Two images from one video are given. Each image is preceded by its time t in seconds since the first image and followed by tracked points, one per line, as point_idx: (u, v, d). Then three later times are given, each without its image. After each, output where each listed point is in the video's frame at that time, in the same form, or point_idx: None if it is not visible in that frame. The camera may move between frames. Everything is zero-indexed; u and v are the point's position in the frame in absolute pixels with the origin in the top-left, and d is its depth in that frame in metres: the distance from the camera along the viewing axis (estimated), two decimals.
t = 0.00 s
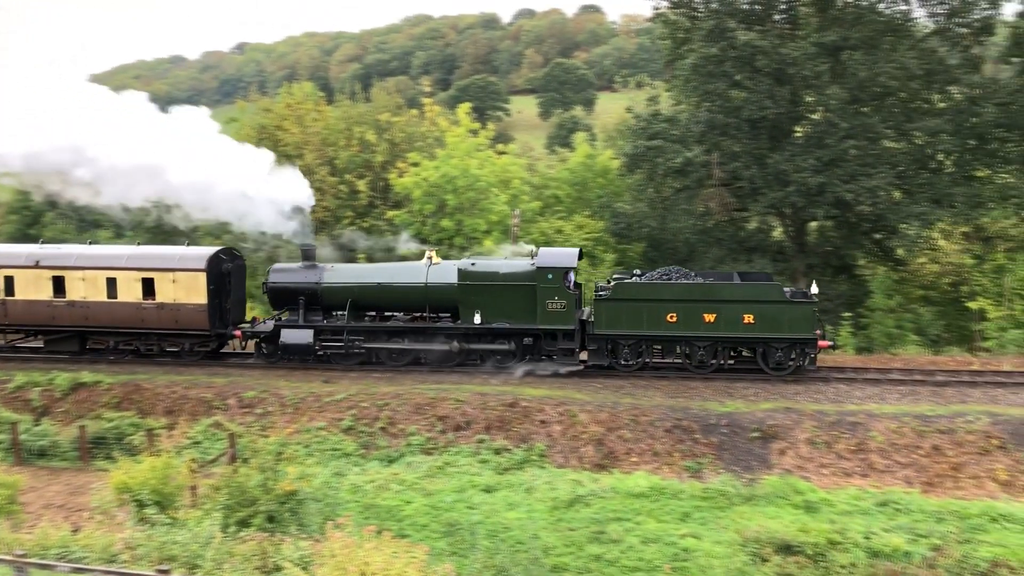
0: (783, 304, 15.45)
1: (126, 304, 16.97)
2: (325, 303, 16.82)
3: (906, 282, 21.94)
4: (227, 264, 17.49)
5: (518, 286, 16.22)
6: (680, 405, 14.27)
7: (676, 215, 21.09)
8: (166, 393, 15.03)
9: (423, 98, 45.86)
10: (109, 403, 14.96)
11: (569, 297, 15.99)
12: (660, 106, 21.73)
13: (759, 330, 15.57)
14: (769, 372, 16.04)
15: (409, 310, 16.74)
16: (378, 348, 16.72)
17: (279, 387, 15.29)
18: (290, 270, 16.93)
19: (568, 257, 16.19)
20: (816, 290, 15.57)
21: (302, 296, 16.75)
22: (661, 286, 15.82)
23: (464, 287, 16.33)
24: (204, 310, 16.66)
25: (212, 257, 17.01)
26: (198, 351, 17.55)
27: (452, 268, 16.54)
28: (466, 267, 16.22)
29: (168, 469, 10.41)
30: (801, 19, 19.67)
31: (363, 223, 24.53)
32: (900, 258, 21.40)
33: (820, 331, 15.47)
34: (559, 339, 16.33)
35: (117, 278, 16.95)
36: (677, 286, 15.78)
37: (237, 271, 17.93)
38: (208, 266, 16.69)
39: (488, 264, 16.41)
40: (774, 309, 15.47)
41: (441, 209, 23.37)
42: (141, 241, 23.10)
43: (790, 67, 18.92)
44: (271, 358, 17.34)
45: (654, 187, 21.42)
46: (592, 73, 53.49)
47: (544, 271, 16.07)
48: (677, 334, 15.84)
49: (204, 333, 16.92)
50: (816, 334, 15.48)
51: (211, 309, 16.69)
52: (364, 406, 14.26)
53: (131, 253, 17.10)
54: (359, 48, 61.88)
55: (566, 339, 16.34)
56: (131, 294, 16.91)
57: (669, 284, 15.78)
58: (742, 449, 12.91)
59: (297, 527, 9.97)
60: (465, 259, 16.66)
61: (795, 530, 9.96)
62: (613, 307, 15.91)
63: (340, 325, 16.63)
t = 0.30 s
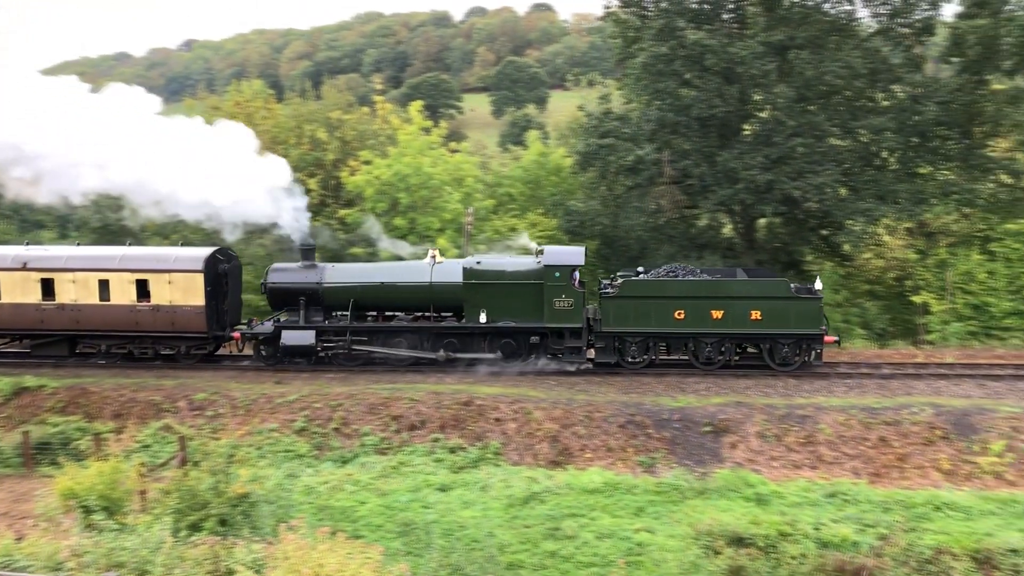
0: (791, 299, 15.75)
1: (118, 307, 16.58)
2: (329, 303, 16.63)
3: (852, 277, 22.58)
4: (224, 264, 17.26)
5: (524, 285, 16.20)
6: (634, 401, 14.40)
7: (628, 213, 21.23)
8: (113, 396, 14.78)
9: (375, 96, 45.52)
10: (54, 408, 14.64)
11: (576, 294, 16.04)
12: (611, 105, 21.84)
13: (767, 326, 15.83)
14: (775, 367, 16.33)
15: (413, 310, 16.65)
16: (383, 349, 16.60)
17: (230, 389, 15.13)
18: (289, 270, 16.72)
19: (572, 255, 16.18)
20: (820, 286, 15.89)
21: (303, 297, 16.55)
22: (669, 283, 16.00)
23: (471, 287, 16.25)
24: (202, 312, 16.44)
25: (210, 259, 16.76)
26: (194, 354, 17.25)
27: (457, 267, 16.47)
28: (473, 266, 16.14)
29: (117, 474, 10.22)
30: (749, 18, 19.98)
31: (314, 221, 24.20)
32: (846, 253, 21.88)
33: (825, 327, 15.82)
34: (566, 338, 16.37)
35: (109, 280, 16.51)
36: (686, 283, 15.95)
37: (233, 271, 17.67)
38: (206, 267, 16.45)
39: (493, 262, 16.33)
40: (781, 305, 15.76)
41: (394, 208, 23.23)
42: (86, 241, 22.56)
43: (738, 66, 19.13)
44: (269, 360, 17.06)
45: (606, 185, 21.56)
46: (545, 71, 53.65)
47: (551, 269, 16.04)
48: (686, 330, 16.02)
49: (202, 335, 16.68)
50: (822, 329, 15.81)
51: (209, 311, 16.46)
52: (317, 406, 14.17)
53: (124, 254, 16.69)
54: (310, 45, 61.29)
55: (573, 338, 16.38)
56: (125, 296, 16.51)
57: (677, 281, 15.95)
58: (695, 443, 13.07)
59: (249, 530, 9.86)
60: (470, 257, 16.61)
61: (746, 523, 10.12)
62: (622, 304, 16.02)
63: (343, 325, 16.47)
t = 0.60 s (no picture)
0: (795, 296, 15.93)
1: (112, 310, 16.13)
2: (332, 304, 16.36)
3: (800, 273, 22.95)
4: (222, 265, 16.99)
5: (530, 282, 16.35)
6: (586, 398, 14.50)
7: (579, 212, 21.33)
8: (57, 401, 14.46)
9: (324, 94, 45.13)
10: None
11: (581, 292, 16.14)
12: (562, 104, 21.92)
13: (772, 322, 15.99)
14: (779, 363, 16.46)
15: (415, 310, 16.46)
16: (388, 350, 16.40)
17: (178, 392, 14.90)
18: (288, 270, 16.36)
19: (576, 254, 16.34)
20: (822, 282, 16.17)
21: (303, 299, 16.21)
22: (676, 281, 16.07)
23: (477, 286, 16.25)
24: (200, 313, 16.12)
25: (209, 259, 16.48)
26: (191, 357, 16.84)
27: (461, 267, 16.38)
28: (478, 267, 16.23)
29: (61, 480, 10.00)
30: (696, 18, 20.19)
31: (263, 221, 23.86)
32: (793, 250, 22.29)
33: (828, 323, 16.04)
34: (572, 335, 16.41)
35: (103, 283, 16.05)
36: (692, 281, 16.03)
37: (230, 273, 17.35)
38: (204, 267, 16.15)
39: (498, 262, 16.38)
40: (786, 302, 15.94)
41: (344, 207, 22.95)
42: (26, 241, 21.98)
43: (687, 66, 19.41)
44: (269, 363, 16.78)
45: (558, 183, 21.62)
46: (496, 70, 53.75)
47: (557, 267, 16.16)
48: (692, 327, 16.11)
49: (200, 338, 16.35)
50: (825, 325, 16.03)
51: (208, 312, 16.16)
52: (267, 408, 14.06)
53: (118, 256, 16.26)
54: (257, 43, 60.57)
55: (580, 336, 16.44)
56: (119, 299, 16.08)
57: (684, 278, 16.02)
58: (646, 439, 13.20)
59: (199, 535, 9.73)
60: (473, 257, 16.59)
61: (698, 517, 10.26)
62: (629, 302, 16.02)
63: (346, 326, 16.22)
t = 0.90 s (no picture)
0: (800, 294, 16.08)
1: (109, 313, 15.75)
2: (337, 304, 16.17)
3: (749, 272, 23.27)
4: (223, 265, 16.76)
5: (537, 281, 16.31)
6: (539, 397, 14.54)
7: (532, 211, 21.35)
8: None
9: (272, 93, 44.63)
10: None
11: (588, 290, 16.14)
12: (513, 103, 21.94)
13: (776, 320, 16.14)
14: (783, 361, 16.58)
15: (420, 309, 16.33)
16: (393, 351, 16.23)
17: (125, 397, 14.62)
18: (289, 270, 16.14)
19: (582, 254, 16.27)
20: (823, 280, 16.36)
21: (306, 299, 16.00)
22: (681, 279, 16.15)
23: (483, 285, 16.20)
24: (201, 316, 15.81)
25: (209, 260, 16.21)
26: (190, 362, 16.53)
27: (466, 266, 16.34)
28: (483, 266, 16.23)
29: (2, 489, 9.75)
30: (646, 19, 20.40)
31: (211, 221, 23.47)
32: (741, 248, 22.63)
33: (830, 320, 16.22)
34: (579, 334, 16.40)
35: (101, 286, 15.65)
36: (698, 279, 16.12)
37: (230, 274, 17.14)
38: (204, 269, 15.85)
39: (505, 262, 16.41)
40: (791, 299, 16.09)
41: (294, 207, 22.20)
42: None
43: (637, 67, 19.54)
44: (272, 364, 16.51)
45: (510, 183, 21.62)
46: (448, 69, 53.67)
47: (563, 266, 16.12)
48: (698, 325, 16.18)
49: (201, 340, 16.06)
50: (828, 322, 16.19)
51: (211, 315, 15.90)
52: (217, 411, 13.87)
53: (115, 257, 15.88)
54: (205, 41, 59.71)
55: (586, 334, 16.45)
56: (117, 302, 15.70)
57: (689, 276, 16.12)
58: (599, 436, 13.28)
59: (147, 541, 9.56)
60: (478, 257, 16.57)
61: (650, 513, 10.36)
62: (635, 300, 16.06)
63: (351, 326, 16.05)
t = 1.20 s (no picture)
0: (802, 291, 16.36)
1: (109, 315, 15.42)
2: (343, 304, 16.03)
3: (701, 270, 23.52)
4: (223, 266, 16.51)
5: (543, 280, 16.32)
6: (494, 396, 14.55)
7: (485, 211, 20.95)
8: None
9: (220, 92, 44.01)
10: None
11: (597, 289, 16.18)
12: (466, 103, 21.91)
13: (780, 316, 16.38)
14: (785, 356, 16.87)
15: (426, 309, 16.28)
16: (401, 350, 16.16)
17: (72, 402, 14.31)
18: (293, 270, 15.97)
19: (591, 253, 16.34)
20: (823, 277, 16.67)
21: (311, 298, 15.85)
22: (686, 277, 16.31)
23: (489, 284, 16.16)
24: (205, 317, 15.56)
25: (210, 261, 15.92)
26: (189, 363, 16.28)
27: (473, 265, 16.32)
28: (490, 265, 16.17)
29: None
30: (598, 19, 20.52)
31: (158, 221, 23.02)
32: (693, 247, 22.88)
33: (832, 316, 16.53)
34: (585, 332, 16.47)
35: (102, 287, 15.32)
36: (703, 277, 16.28)
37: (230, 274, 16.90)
38: (208, 270, 15.58)
39: (512, 261, 16.38)
40: (794, 295, 16.35)
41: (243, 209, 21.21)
42: None
43: (588, 67, 19.63)
44: (276, 365, 16.41)
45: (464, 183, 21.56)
46: (400, 68, 53.42)
47: (571, 265, 16.13)
48: (703, 322, 16.36)
49: (205, 342, 15.81)
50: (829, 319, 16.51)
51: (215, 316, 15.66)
52: (166, 415, 13.66)
53: (115, 258, 15.57)
54: (151, 38, 58.70)
55: (593, 333, 16.51)
56: (118, 304, 15.38)
57: (694, 274, 16.28)
58: (554, 435, 13.34)
59: (94, 549, 9.38)
60: (484, 255, 16.51)
61: (604, 511, 10.43)
62: (641, 298, 16.19)
63: (357, 326, 15.93)
